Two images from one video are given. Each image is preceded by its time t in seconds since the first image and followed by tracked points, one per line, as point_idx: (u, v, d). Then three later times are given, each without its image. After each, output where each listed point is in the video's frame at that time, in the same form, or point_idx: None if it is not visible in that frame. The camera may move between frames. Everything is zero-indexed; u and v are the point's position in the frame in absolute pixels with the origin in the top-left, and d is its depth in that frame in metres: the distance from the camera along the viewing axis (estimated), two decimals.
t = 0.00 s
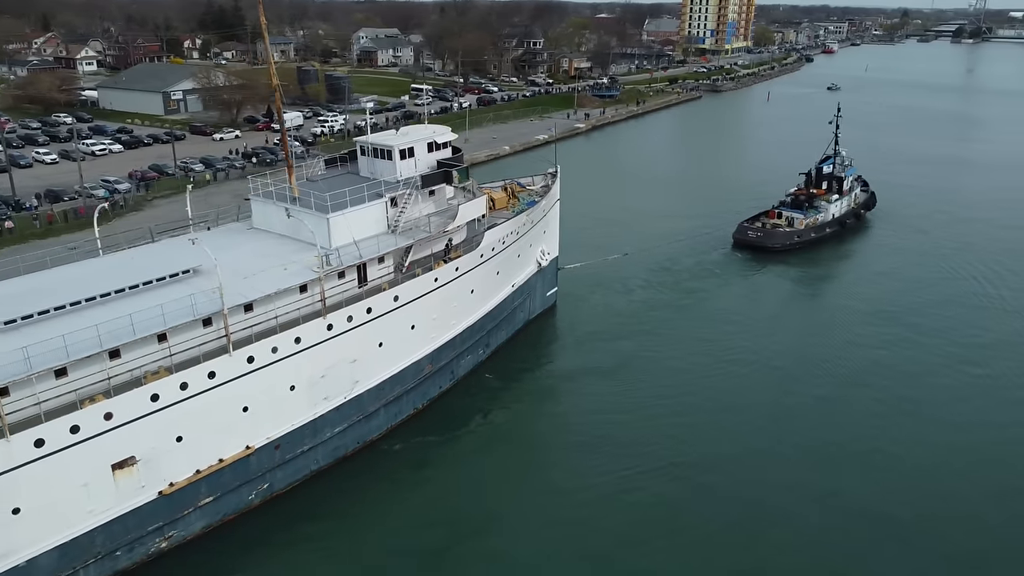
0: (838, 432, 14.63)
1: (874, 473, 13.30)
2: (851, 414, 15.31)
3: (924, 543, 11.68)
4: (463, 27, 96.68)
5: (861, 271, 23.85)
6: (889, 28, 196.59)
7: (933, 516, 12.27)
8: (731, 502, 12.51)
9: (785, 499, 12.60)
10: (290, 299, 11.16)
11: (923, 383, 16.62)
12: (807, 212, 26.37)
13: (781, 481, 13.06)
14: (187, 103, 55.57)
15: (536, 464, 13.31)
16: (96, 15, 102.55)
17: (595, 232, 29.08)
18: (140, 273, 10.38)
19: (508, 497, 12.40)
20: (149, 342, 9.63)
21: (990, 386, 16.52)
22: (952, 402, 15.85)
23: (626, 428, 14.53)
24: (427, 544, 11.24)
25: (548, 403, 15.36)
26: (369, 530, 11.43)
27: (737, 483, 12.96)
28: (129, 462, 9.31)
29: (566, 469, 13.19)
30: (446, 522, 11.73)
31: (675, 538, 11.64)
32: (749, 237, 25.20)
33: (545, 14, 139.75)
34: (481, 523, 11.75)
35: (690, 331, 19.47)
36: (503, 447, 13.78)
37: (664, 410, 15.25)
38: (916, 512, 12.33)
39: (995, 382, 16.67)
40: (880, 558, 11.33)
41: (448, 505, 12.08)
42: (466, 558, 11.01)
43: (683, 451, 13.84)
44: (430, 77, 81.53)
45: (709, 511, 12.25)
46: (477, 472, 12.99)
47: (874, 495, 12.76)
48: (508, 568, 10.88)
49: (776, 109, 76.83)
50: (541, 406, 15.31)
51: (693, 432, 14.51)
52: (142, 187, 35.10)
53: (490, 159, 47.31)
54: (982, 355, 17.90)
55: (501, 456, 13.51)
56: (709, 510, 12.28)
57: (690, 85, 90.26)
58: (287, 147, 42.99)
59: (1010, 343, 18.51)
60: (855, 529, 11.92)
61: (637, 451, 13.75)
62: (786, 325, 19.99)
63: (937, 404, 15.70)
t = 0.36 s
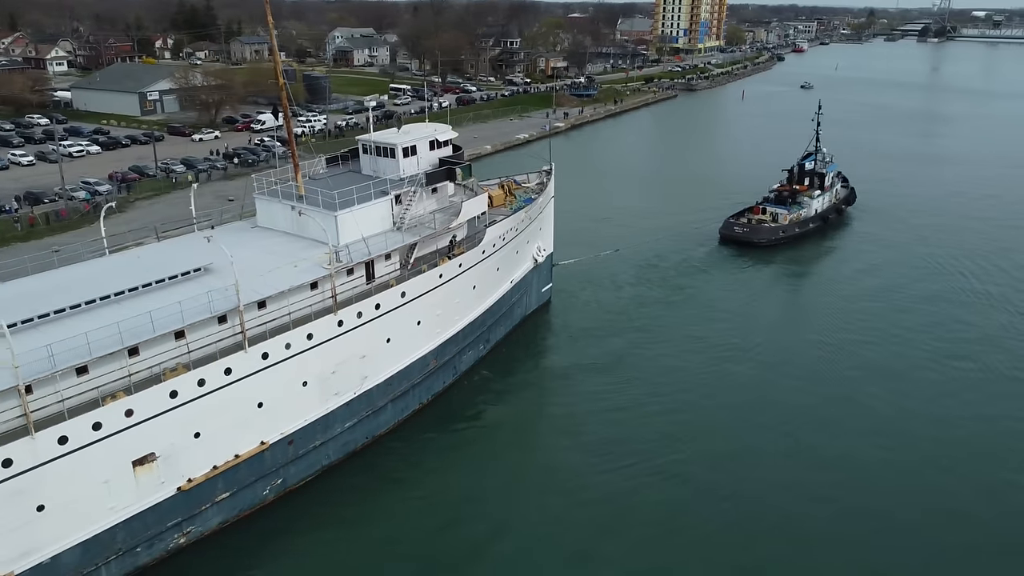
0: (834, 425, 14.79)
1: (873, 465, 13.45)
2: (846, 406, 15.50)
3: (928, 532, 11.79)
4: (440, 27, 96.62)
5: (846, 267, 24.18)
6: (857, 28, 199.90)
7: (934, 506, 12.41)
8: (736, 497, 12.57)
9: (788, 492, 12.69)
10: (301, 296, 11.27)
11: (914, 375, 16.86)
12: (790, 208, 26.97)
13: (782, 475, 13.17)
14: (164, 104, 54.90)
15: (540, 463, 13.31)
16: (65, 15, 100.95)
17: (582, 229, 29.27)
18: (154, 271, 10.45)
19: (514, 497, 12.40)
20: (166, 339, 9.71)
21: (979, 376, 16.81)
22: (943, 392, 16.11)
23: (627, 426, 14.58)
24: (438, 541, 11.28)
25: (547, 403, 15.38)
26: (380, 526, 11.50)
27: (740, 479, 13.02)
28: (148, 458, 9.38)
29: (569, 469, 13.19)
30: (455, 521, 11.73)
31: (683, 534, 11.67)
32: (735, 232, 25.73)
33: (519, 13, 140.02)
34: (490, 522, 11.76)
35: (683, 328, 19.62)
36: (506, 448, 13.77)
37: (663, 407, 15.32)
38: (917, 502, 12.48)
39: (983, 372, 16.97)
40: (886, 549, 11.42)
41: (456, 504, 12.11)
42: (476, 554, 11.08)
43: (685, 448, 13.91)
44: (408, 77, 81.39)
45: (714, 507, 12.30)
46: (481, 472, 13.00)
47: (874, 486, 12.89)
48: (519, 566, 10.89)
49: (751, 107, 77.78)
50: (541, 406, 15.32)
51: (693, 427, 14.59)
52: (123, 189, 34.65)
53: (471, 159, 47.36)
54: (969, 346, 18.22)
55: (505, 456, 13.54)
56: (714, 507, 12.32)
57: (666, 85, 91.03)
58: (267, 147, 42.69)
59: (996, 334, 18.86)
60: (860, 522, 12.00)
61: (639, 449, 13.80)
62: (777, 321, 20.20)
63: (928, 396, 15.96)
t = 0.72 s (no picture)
0: (832, 424, 15.07)
1: (872, 461, 13.78)
2: (842, 404, 15.83)
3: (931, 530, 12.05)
4: (417, 29, 96.58)
5: (833, 267, 24.63)
6: (826, 29, 203.17)
7: (935, 503, 12.69)
8: (740, 494, 12.82)
9: (793, 491, 12.91)
10: (313, 296, 11.38)
11: (904, 371, 17.32)
12: (775, 207, 27.52)
13: (786, 474, 13.39)
14: (142, 108, 54.37)
15: (547, 466, 13.41)
16: (35, 17, 99.31)
17: (570, 230, 29.56)
18: (169, 272, 10.55)
19: (524, 499, 12.48)
20: (185, 339, 9.81)
21: (968, 373, 17.24)
22: (935, 390, 16.50)
23: (630, 427, 14.75)
24: (451, 541, 11.40)
25: (550, 405, 15.51)
26: (392, 525, 11.62)
27: (745, 479, 13.21)
28: (169, 458, 9.46)
29: (576, 472, 13.30)
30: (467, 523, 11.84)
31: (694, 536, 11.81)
32: (722, 231, 26.23)
33: (495, 16, 140.26)
34: (503, 524, 11.87)
35: (677, 329, 19.88)
36: (513, 450, 13.86)
37: (665, 408, 15.53)
38: (919, 499, 12.77)
39: (972, 369, 17.40)
40: (893, 548, 11.65)
41: (466, 505, 12.23)
42: (490, 553, 11.23)
43: (688, 448, 14.11)
44: (387, 80, 81.27)
45: (722, 508, 12.46)
46: (490, 474, 13.10)
47: (877, 485, 13.14)
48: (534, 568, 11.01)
49: (727, 109, 78.69)
50: (544, 408, 15.44)
51: (695, 428, 14.80)
52: (106, 194, 34.28)
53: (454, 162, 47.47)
54: (957, 344, 18.68)
55: (512, 456, 13.65)
56: (723, 507, 12.48)
57: (643, 87, 91.76)
58: (251, 151, 42.47)
59: (981, 333, 19.35)
60: (865, 521, 12.23)
61: (644, 450, 13.96)
62: (769, 321, 20.52)
63: (921, 394, 16.32)
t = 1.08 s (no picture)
0: (833, 424, 15.27)
1: (869, 458, 14.10)
2: (839, 403, 16.08)
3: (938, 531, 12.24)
4: (397, 34, 96.49)
5: (820, 268, 25.04)
6: (800, 33, 205.79)
7: (939, 503, 12.91)
8: (743, 490, 13.07)
9: (799, 492, 13.08)
10: (323, 298, 11.50)
11: (895, 369, 17.71)
12: (762, 209, 28.00)
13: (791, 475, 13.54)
14: (122, 113, 53.86)
15: (557, 469, 13.47)
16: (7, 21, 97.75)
17: (560, 233, 29.78)
18: (182, 275, 10.63)
19: (535, 502, 12.55)
20: (202, 342, 9.89)
21: (957, 371, 17.62)
22: (926, 388, 16.83)
23: (635, 431, 14.85)
24: (465, 543, 11.48)
25: (554, 408, 15.59)
26: (405, 526, 11.73)
27: (753, 482, 13.34)
28: (189, 459, 9.54)
29: (588, 475, 13.35)
30: (480, 526, 11.89)
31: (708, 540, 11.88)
32: (712, 233, 26.65)
33: (473, 20, 140.41)
34: (514, 525, 11.95)
35: (673, 332, 20.07)
36: (520, 454, 13.90)
37: (667, 411, 15.68)
38: (916, 493, 13.10)
39: (963, 368, 17.75)
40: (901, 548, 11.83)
41: (477, 507, 12.30)
42: (504, 552, 11.32)
43: (693, 451, 14.24)
44: (369, 84, 81.12)
45: (733, 510, 12.57)
46: (500, 477, 13.15)
47: (882, 486, 13.30)
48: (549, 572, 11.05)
49: (707, 113, 79.45)
50: (548, 412, 15.52)
51: (698, 430, 14.95)
52: (91, 201, 33.92)
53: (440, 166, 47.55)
54: (947, 345, 19.03)
55: (519, 458, 13.75)
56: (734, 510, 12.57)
57: (623, 91, 92.39)
58: (236, 157, 42.17)
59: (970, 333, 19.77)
60: (874, 522, 12.39)
61: (649, 454, 14.06)
62: (763, 323, 20.79)
63: (916, 394, 16.62)
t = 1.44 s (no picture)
0: (830, 413, 15.47)
1: (865, 443, 14.37)
2: (835, 394, 16.32)
3: (942, 510, 12.40)
4: (374, 39, 96.31)
5: (806, 267, 25.49)
6: (770, 39, 208.51)
7: (940, 485, 13.09)
8: (746, 476, 13.24)
9: (804, 478, 13.21)
10: (333, 300, 11.62)
11: (887, 361, 18.03)
12: (747, 211, 28.49)
13: (794, 462, 13.69)
14: (99, 120, 53.23)
15: (563, 463, 13.53)
16: None
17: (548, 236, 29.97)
18: (195, 279, 10.72)
19: (543, 496, 12.60)
20: (220, 344, 9.99)
21: (946, 360, 18.01)
22: (919, 377, 17.11)
23: (636, 424, 14.95)
24: (477, 539, 11.57)
25: (554, 405, 15.66)
26: (417, 523, 11.85)
27: (757, 469, 13.45)
28: (208, 460, 9.65)
29: (594, 468, 13.40)
30: (491, 522, 11.95)
31: (718, 524, 11.95)
32: (699, 234, 27.06)
33: (449, 24, 140.47)
34: (526, 520, 12.00)
35: (666, 331, 20.25)
36: (525, 450, 13.97)
37: (666, 405, 15.80)
38: (916, 476, 13.30)
39: (952, 358, 18.09)
40: (908, 528, 11.95)
41: (486, 504, 12.39)
42: (516, 547, 11.42)
43: (696, 442, 14.34)
44: (347, 89, 80.85)
45: (739, 497, 12.64)
46: (507, 473, 13.22)
47: (883, 470, 13.48)
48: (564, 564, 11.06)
49: (684, 116, 80.24)
50: (549, 409, 15.59)
51: (699, 423, 15.08)
52: (72, 208, 33.48)
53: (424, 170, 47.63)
54: (935, 336, 19.38)
55: (524, 454, 13.83)
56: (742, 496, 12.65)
57: (600, 96, 93.02)
58: (218, 162, 42.11)
59: (956, 325, 20.16)
60: (879, 504, 12.53)
61: (653, 446, 14.16)
62: (755, 321, 21.06)
63: (909, 383, 16.90)
